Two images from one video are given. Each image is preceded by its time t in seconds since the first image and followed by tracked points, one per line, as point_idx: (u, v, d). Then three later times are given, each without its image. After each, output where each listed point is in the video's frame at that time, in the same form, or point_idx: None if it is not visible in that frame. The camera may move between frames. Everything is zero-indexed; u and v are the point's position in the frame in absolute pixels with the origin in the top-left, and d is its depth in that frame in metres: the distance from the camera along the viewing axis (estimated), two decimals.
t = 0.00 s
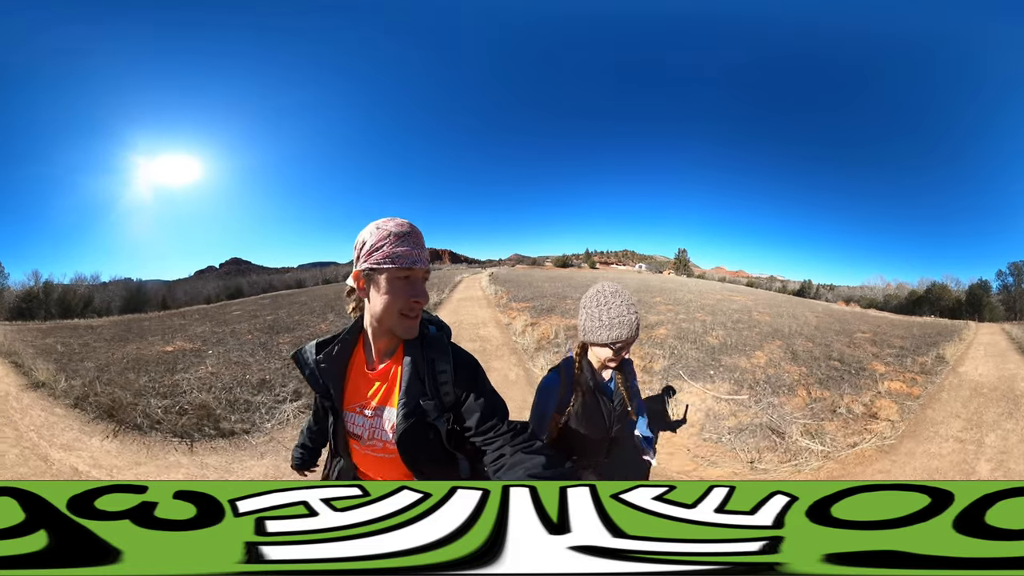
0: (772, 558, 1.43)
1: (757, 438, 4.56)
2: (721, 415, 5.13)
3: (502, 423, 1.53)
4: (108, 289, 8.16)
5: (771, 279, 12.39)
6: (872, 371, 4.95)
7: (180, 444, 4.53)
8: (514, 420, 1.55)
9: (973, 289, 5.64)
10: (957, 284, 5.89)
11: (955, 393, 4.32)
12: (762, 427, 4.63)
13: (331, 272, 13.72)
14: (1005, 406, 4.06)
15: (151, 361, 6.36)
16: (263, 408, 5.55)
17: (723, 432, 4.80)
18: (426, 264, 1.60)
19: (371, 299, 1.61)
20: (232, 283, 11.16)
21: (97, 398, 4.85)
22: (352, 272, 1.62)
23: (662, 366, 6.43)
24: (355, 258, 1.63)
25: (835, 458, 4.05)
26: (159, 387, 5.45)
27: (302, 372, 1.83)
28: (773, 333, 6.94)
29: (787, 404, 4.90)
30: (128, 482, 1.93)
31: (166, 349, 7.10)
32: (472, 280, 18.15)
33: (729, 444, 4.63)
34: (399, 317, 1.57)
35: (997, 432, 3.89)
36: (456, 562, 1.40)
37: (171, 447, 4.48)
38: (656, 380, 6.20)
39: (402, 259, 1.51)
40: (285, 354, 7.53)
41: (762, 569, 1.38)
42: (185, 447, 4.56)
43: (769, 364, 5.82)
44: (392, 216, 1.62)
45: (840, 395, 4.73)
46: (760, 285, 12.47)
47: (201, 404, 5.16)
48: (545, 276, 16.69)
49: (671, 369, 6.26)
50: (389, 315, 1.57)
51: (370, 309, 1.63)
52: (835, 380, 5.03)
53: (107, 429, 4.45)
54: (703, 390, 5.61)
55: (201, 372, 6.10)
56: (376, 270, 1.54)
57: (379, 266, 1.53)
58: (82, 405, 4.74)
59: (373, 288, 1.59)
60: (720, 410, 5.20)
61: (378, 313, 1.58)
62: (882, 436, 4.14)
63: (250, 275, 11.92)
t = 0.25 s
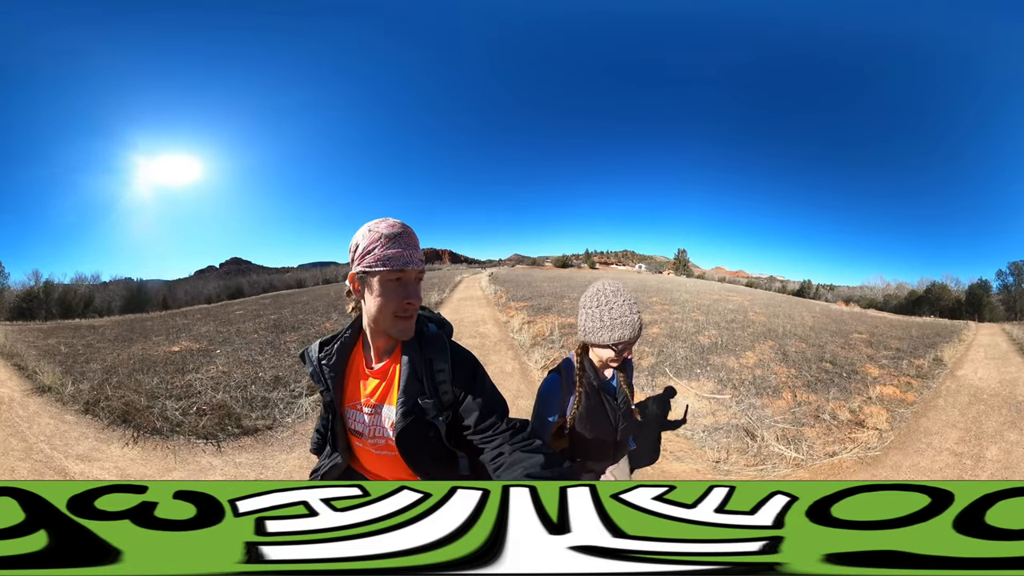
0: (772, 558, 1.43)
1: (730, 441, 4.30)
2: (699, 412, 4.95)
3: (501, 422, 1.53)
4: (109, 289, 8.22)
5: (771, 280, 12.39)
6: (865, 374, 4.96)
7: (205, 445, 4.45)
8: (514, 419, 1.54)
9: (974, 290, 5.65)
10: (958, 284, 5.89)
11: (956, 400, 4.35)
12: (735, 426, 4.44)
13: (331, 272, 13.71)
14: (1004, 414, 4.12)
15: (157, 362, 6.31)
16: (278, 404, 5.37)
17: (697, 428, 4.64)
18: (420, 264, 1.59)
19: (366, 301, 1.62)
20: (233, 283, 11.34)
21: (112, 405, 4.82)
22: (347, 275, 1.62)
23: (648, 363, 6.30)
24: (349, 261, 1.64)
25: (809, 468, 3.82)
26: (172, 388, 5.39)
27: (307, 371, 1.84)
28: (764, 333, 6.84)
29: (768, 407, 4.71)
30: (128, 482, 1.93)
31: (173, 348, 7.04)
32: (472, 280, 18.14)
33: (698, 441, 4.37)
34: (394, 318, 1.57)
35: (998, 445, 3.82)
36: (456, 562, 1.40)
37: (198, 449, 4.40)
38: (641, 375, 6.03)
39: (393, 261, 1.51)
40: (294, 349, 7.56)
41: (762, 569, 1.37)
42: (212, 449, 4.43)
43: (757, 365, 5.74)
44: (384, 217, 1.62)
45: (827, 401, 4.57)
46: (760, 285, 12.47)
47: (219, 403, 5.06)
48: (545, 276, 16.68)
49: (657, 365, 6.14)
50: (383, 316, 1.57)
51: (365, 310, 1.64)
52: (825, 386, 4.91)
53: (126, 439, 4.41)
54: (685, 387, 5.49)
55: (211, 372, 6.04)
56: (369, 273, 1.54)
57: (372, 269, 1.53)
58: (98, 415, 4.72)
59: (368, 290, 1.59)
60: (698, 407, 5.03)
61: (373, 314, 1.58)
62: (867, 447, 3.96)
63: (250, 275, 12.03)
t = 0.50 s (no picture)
0: (772, 558, 1.43)
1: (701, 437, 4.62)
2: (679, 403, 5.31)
3: (497, 427, 1.53)
4: (110, 288, 8.13)
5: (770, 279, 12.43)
6: (854, 377, 4.90)
7: (238, 443, 4.46)
8: (510, 423, 1.53)
9: (974, 289, 5.64)
10: (957, 284, 5.90)
11: (951, 408, 4.28)
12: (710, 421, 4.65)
13: (332, 272, 13.73)
14: (1004, 425, 4.04)
15: (162, 361, 6.32)
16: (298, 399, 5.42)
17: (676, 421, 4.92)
18: (409, 273, 1.58)
19: (357, 310, 1.62)
20: (234, 283, 11.43)
21: (125, 408, 4.75)
22: (339, 284, 1.64)
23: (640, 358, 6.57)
24: (341, 270, 1.65)
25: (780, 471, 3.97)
26: (187, 389, 5.37)
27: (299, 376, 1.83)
28: (754, 332, 7.02)
29: (747, 406, 4.79)
30: (128, 482, 1.93)
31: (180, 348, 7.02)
32: (472, 279, 18.16)
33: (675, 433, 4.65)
34: (384, 327, 1.56)
35: (997, 461, 3.75)
36: (456, 562, 1.40)
37: (230, 449, 4.39)
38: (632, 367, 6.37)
39: (382, 271, 1.52)
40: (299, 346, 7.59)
41: (762, 569, 1.37)
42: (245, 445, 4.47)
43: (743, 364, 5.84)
44: (374, 226, 1.63)
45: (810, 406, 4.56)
46: (760, 285, 12.50)
47: (241, 400, 5.07)
48: (545, 276, 16.71)
49: (645, 360, 6.44)
50: (373, 325, 1.57)
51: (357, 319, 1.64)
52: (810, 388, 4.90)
53: (151, 443, 4.33)
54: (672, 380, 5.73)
55: (225, 370, 6.08)
56: (359, 283, 1.55)
57: (361, 279, 1.54)
58: (113, 420, 4.63)
59: (358, 300, 1.59)
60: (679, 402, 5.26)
61: (363, 324, 1.59)
62: (841, 456, 4.00)
63: (249, 274, 12.09)
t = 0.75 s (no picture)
0: (772, 558, 1.43)
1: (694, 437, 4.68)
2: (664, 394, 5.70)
3: (491, 418, 1.53)
4: (110, 287, 8.17)
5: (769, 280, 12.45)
6: (845, 381, 5.10)
7: (266, 440, 4.62)
8: (503, 415, 1.53)
9: (973, 289, 5.64)
10: (956, 284, 5.90)
11: (947, 417, 4.13)
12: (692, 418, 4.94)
13: (332, 272, 13.76)
14: (1003, 438, 3.81)
15: (169, 361, 6.41)
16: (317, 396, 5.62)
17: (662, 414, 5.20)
18: (410, 263, 1.59)
19: (358, 301, 1.63)
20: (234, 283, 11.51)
21: (141, 413, 4.72)
22: (340, 275, 1.63)
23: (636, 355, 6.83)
24: (341, 262, 1.65)
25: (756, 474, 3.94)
26: (202, 390, 5.45)
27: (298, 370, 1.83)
28: (747, 331, 7.42)
29: (727, 404, 5.13)
30: (127, 482, 1.93)
31: (187, 348, 7.16)
32: (472, 280, 18.18)
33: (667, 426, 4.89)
34: (385, 316, 1.57)
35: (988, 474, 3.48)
36: (456, 562, 1.40)
37: (260, 447, 4.56)
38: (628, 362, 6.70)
39: (384, 260, 1.51)
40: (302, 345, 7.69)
41: (762, 569, 1.37)
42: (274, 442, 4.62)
43: (736, 365, 6.16)
44: (375, 217, 1.62)
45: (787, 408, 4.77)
46: (759, 286, 12.52)
47: (262, 400, 5.29)
48: (545, 276, 16.73)
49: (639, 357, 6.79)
50: (375, 315, 1.57)
51: (358, 310, 1.64)
52: (796, 391, 5.14)
53: (176, 449, 4.30)
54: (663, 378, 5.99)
55: (237, 370, 6.26)
56: (361, 273, 1.55)
57: (363, 269, 1.53)
58: (129, 426, 4.57)
59: (359, 290, 1.59)
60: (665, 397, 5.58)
61: (364, 313, 1.59)
62: (810, 462, 3.99)
63: (250, 275, 12.18)
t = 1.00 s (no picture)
0: (772, 558, 1.43)
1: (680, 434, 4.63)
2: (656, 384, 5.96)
3: (490, 423, 1.53)
4: (111, 287, 8.17)
5: (769, 280, 12.46)
6: (835, 382, 5.14)
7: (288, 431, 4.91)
8: (502, 419, 1.52)
9: (974, 289, 5.64)
10: (956, 284, 5.91)
11: (943, 428, 4.06)
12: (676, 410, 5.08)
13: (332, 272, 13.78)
14: (1004, 451, 3.71)
15: (178, 360, 6.53)
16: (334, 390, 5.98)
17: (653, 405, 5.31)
18: (411, 267, 1.59)
19: (358, 304, 1.63)
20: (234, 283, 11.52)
21: (160, 415, 4.77)
22: (340, 278, 1.63)
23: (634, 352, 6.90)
24: (341, 264, 1.64)
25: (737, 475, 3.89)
26: (218, 387, 5.57)
27: (297, 372, 1.83)
28: (741, 331, 7.45)
29: (706, 401, 5.31)
30: (128, 482, 1.93)
31: (193, 347, 7.24)
32: (472, 279, 18.18)
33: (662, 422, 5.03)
34: (385, 321, 1.57)
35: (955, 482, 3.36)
36: (457, 562, 1.40)
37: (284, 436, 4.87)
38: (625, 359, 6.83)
39: (384, 264, 1.51)
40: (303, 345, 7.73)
41: (762, 569, 1.37)
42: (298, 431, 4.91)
43: (722, 363, 6.26)
44: (375, 220, 1.62)
45: (764, 407, 4.85)
46: (759, 285, 12.53)
47: (280, 393, 5.64)
48: (545, 276, 16.74)
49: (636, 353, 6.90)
50: (374, 319, 1.57)
51: (357, 313, 1.64)
52: (780, 391, 5.20)
53: (208, 446, 4.49)
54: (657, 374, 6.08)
55: (250, 367, 6.48)
56: (361, 276, 1.55)
57: (364, 272, 1.53)
58: (150, 428, 4.60)
59: (359, 294, 1.60)
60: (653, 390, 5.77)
61: (364, 317, 1.60)
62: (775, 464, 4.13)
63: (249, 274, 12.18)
